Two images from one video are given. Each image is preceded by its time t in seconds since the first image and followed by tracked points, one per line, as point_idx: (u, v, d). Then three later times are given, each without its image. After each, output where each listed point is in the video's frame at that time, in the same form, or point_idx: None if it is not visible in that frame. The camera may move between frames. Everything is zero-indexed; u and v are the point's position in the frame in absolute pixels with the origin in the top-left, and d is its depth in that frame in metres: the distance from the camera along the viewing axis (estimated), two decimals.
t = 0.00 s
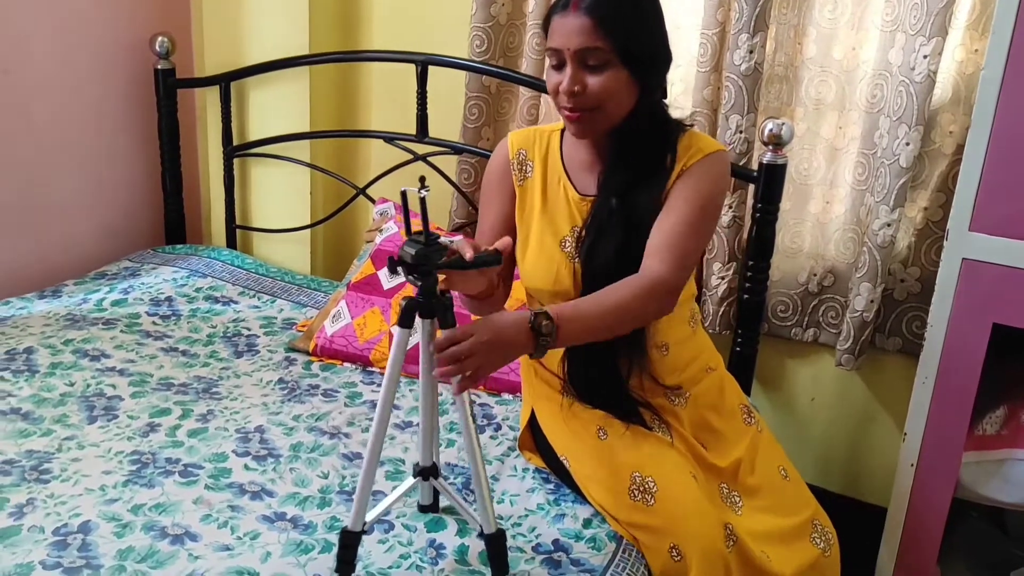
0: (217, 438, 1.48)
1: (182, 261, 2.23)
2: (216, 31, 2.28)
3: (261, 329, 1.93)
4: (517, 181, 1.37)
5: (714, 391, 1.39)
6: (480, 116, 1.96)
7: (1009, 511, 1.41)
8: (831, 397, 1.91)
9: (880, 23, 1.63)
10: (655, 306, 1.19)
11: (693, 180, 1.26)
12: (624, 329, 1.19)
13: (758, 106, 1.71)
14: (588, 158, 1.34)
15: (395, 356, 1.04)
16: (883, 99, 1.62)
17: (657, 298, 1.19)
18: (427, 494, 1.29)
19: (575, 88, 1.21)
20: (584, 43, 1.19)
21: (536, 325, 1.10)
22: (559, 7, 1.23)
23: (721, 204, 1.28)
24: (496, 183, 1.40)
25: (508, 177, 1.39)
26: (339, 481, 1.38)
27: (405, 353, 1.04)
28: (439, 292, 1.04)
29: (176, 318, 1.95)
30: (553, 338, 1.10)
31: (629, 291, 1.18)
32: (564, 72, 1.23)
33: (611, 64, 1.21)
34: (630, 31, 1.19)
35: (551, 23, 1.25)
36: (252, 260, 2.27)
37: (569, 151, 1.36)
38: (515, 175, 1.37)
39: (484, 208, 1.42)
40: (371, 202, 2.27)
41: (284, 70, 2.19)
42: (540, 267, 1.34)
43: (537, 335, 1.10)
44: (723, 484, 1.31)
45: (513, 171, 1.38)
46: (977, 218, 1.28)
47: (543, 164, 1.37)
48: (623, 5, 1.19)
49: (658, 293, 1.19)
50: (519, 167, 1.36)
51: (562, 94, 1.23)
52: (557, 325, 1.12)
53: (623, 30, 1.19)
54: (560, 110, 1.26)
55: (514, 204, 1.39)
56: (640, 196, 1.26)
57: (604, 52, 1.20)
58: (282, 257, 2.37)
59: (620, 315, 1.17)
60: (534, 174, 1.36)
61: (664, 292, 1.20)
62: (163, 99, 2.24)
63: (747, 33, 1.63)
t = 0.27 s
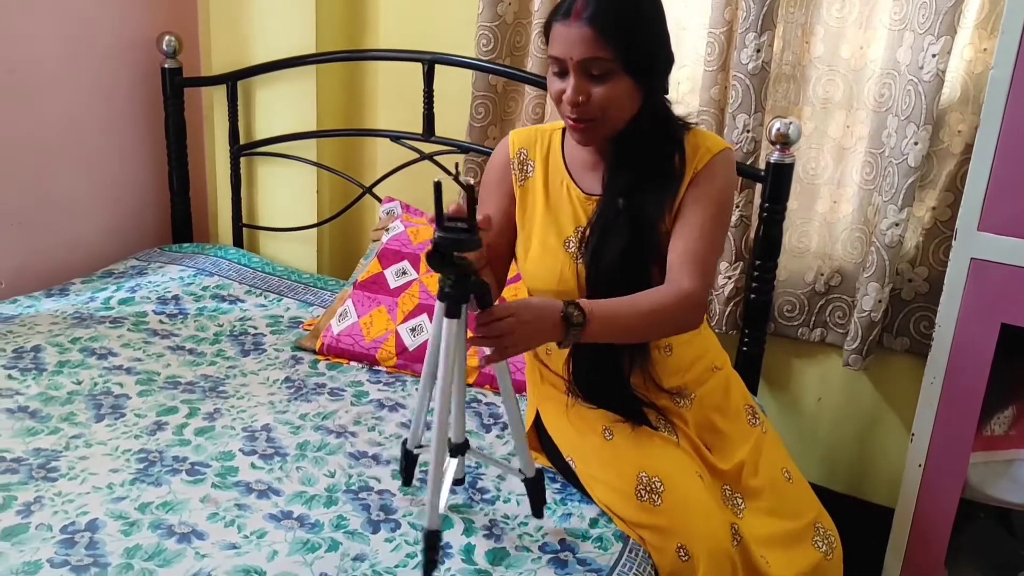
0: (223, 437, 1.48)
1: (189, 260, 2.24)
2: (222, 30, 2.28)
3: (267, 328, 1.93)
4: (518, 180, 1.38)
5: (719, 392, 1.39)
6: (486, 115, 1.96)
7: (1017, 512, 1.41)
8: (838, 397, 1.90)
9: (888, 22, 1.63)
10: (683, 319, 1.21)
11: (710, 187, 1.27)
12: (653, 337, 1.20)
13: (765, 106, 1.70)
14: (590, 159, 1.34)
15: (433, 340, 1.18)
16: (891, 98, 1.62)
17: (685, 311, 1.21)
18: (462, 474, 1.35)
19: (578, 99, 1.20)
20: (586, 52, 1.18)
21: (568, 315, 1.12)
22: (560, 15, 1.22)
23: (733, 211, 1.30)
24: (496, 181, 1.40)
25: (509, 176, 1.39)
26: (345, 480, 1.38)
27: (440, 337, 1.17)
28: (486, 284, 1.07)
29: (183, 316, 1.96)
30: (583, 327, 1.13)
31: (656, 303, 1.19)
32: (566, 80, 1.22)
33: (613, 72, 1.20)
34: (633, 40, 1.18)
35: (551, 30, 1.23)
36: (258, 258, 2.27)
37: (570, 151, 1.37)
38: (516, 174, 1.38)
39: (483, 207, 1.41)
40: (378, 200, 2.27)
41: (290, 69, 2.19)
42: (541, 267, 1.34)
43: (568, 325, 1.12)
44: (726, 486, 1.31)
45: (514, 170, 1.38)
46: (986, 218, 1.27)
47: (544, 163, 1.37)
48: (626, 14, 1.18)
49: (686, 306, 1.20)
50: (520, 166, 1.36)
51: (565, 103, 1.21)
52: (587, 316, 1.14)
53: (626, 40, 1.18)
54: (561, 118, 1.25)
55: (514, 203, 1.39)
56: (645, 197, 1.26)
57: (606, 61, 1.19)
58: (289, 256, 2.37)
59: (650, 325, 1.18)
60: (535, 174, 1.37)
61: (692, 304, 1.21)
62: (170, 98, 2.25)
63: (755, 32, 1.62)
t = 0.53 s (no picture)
0: (227, 436, 1.48)
1: (193, 258, 2.24)
2: (227, 29, 2.28)
3: (271, 327, 1.93)
4: (519, 182, 1.38)
5: (723, 393, 1.38)
6: (490, 114, 1.96)
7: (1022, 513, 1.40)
8: (842, 397, 1.90)
9: (894, 21, 1.62)
10: (685, 330, 1.23)
11: (717, 194, 1.28)
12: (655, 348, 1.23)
13: (770, 105, 1.70)
14: (594, 161, 1.34)
15: (440, 335, 1.15)
16: (897, 98, 1.61)
17: (688, 323, 1.23)
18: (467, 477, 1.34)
19: (580, 107, 1.19)
20: (588, 62, 1.17)
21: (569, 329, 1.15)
22: (560, 22, 1.20)
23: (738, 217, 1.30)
24: (499, 183, 1.40)
25: (510, 178, 1.39)
26: (349, 479, 1.38)
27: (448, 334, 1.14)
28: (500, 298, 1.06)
29: (187, 315, 1.96)
30: (583, 341, 1.16)
31: (659, 316, 1.21)
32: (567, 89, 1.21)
33: (615, 81, 1.19)
34: (635, 47, 1.17)
35: (552, 37, 1.22)
36: (263, 257, 2.27)
37: (571, 153, 1.37)
38: (517, 176, 1.38)
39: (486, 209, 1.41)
40: (382, 200, 2.26)
41: (294, 68, 2.19)
42: (545, 270, 1.34)
43: (568, 337, 1.15)
44: (730, 486, 1.30)
45: (515, 173, 1.38)
46: (992, 218, 1.27)
47: (546, 165, 1.37)
48: (628, 22, 1.16)
49: (690, 317, 1.23)
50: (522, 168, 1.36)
51: (566, 111, 1.20)
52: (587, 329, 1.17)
53: (628, 48, 1.17)
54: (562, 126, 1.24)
55: (516, 205, 1.39)
56: (651, 202, 1.26)
57: (608, 70, 1.18)
58: (294, 255, 2.37)
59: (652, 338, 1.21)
60: (536, 176, 1.36)
61: (695, 315, 1.24)
62: (174, 97, 2.25)
63: (760, 31, 1.62)
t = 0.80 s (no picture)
0: (227, 435, 1.48)
1: (193, 258, 2.24)
2: (226, 29, 2.28)
3: (271, 326, 1.93)
4: (521, 181, 1.38)
5: (724, 393, 1.38)
6: (489, 113, 1.96)
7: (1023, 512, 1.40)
8: (843, 397, 1.90)
9: (895, 20, 1.62)
10: (688, 330, 1.23)
11: (721, 194, 1.27)
12: (657, 349, 1.23)
13: (771, 104, 1.70)
14: (597, 161, 1.34)
15: (441, 335, 1.14)
16: (897, 97, 1.61)
17: (690, 323, 1.23)
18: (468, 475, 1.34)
19: (573, 111, 1.18)
20: (574, 67, 1.16)
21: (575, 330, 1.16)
22: (547, 28, 1.19)
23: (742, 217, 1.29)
24: (501, 182, 1.40)
25: (513, 177, 1.39)
26: (349, 479, 1.38)
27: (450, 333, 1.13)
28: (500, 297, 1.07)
29: (187, 314, 1.96)
30: (581, 338, 1.16)
31: (661, 315, 1.21)
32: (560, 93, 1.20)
33: (605, 83, 1.17)
34: (623, 49, 1.15)
35: (542, 42, 1.21)
36: (262, 257, 2.27)
37: (575, 152, 1.36)
38: (520, 175, 1.38)
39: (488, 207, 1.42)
40: (382, 199, 2.26)
41: (294, 67, 2.19)
42: (547, 269, 1.34)
43: (566, 334, 1.16)
44: (731, 486, 1.31)
45: (518, 171, 1.38)
46: (993, 217, 1.27)
47: (549, 164, 1.37)
48: (615, 24, 1.14)
49: (691, 317, 1.22)
50: (524, 168, 1.36)
51: (561, 115, 1.20)
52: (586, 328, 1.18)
53: (616, 50, 1.15)
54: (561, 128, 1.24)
55: (519, 204, 1.39)
56: (654, 203, 1.26)
57: (596, 73, 1.16)
58: (294, 255, 2.37)
59: (652, 338, 1.21)
60: (539, 175, 1.36)
61: (697, 315, 1.23)
62: (174, 96, 2.25)
63: (760, 31, 1.62)
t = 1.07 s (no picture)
0: (227, 435, 1.48)
1: (192, 258, 2.24)
2: (226, 29, 2.28)
3: (271, 326, 1.93)
4: (525, 180, 1.38)
5: (724, 394, 1.38)
6: (488, 114, 1.96)
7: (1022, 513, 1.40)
8: (842, 398, 1.90)
9: (893, 21, 1.62)
10: (688, 331, 1.23)
11: (723, 195, 1.27)
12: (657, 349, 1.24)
13: (770, 104, 1.70)
14: (600, 161, 1.34)
15: (437, 336, 1.14)
16: (896, 98, 1.61)
17: (690, 324, 1.23)
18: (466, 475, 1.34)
19: (567, 106, 1.18)
20: (565, 61, 1.16)
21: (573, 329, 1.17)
22: (540, 27, 1.20)
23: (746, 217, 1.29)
24: (504, 180, 1.40)
25: (516, 176, 1.39)
26: (348, 479, 1.38)
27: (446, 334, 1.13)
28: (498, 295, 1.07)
29: (187, 314, 1.96)
30: (578, 337, 1.16)
31: (660, 316, 1.21)
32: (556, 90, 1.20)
33: (598, 74, 1.17)
34: (614, 41, 1.15)
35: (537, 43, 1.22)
36: (262, 257, 2.27)
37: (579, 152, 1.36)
38: (524, 174, 1.38)
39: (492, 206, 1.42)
40: (381, 199, 2.26)
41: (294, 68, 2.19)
42: (550, 268, 1.34)
43: (564, 334, 1.16)
44: (731, 487, 1.31)
45: (522, 170, 1.38)
46: (992, 218, 1.27)
47: (553, 163, 1.37)
48: (604, 15, 1.15)
49: (691, 318, 1.23)
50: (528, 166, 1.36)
51: (557, 112, 1.20)
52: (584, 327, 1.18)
53: (607, 42, 1.15)
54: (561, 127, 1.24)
55: (522, 203, 1.39)
56: (657, 203, 1.26)
57: (587, 65, 1.16)
58: (293, 255, 2.37)
59: (650, 339, 1.21)
60: (543, 174, 1.36)
61: (697, 316, 1.23)
62: (173, 96, 2.25)
63: (759, 31, 1.62)
